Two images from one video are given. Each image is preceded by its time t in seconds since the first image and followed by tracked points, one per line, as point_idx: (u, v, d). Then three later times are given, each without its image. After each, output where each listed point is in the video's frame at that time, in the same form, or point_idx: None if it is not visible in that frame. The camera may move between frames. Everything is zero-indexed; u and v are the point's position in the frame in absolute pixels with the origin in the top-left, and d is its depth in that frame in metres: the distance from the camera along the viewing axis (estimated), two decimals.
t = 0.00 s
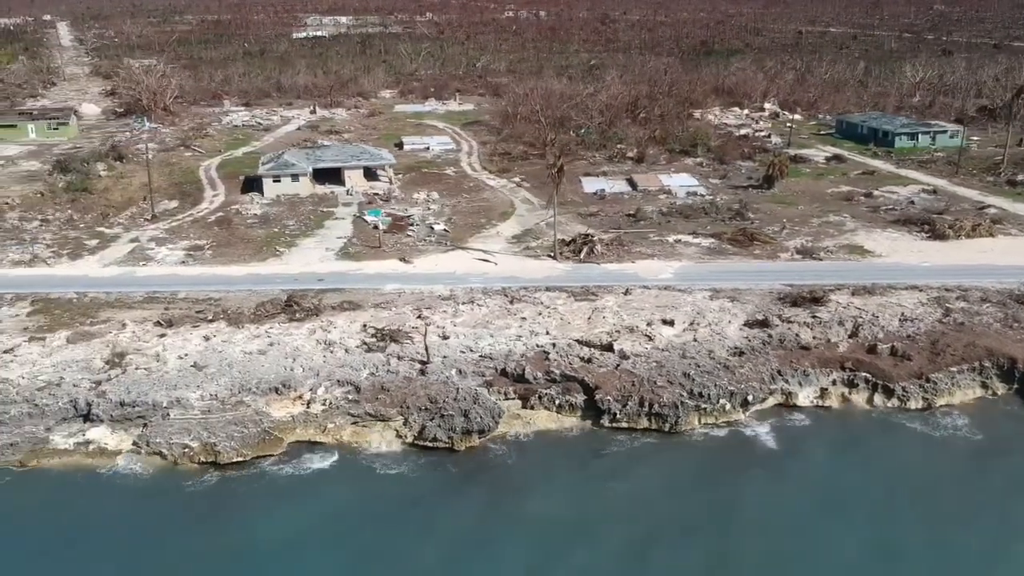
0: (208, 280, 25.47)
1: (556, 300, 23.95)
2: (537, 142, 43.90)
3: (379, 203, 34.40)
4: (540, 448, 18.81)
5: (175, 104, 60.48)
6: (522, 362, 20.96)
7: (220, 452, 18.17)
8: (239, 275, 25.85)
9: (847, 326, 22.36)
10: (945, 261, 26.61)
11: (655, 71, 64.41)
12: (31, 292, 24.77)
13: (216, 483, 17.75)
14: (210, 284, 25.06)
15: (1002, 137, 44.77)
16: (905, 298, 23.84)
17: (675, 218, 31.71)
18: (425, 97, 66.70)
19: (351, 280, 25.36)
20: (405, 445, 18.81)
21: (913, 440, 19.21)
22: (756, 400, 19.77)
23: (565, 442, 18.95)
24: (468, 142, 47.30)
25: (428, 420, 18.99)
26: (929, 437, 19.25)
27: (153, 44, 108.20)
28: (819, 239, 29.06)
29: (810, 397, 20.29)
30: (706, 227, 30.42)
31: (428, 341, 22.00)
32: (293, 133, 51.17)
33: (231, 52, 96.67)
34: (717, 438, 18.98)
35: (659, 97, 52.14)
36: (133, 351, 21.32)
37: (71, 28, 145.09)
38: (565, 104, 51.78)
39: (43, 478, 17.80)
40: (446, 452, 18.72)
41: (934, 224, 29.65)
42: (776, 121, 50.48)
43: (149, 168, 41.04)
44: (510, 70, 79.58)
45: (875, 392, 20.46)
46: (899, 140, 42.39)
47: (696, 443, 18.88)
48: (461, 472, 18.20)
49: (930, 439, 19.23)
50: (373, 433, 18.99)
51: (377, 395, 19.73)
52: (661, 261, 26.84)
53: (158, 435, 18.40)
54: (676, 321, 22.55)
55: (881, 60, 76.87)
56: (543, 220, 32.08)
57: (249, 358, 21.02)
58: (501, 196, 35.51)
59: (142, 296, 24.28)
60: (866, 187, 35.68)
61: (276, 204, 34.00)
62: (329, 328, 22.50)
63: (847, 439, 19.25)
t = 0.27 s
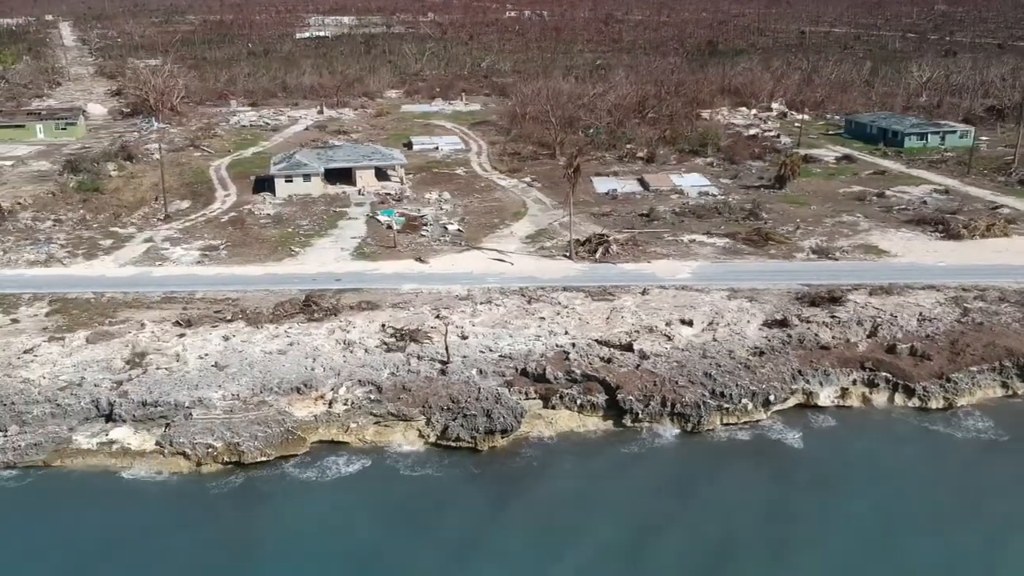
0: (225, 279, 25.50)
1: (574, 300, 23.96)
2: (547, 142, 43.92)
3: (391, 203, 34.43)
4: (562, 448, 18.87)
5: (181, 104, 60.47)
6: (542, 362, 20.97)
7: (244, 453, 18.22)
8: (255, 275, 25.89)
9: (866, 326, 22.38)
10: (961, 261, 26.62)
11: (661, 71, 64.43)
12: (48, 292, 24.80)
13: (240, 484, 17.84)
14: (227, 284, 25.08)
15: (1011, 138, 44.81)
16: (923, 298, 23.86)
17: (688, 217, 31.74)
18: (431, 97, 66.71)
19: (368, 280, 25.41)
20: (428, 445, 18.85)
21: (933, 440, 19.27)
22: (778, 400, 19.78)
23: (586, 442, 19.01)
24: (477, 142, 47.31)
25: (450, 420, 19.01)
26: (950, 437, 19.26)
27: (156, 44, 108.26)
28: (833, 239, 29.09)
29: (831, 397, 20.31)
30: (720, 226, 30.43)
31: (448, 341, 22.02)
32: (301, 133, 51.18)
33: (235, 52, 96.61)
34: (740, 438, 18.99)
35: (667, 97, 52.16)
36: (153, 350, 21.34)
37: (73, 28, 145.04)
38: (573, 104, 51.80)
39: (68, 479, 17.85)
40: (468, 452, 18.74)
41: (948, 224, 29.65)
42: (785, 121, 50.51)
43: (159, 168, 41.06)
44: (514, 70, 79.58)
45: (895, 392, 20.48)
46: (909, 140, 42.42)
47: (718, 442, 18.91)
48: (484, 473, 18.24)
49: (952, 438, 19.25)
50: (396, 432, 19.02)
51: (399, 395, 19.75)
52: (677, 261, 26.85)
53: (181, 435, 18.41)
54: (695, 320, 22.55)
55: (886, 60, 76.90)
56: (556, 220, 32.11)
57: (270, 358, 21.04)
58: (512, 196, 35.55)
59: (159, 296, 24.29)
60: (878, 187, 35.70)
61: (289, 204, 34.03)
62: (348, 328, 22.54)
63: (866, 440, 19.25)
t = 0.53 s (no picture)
0: (242, 279, 25.54)
1: (592, 300, 23.96)
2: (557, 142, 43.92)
3: (404, 203, 34.44)
4: (584, 448, 18.95)
5: (188, 104, 60.48)
6: (563, 362, 20.97)
7: (269, 452, 18.28)
8: (272, 275, 25.93)
9: (885, 326, 22.38)
10: (977, 261, 26.64)
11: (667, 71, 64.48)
12: (66, 292, 24.79)
13: (267, 484, 17.94)
14: (245, 283, 25.11)
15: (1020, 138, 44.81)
16: (941, 297, 23.87)
17: (702, 217, 31.75)
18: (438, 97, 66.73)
19: (385, 280, 25.45)
20: (451, 445, 18.89)
21: (953, 441, 19.25)
22: (800, 400, 19.79)
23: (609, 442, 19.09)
24: (486, 142, 47.32)
25: (473, 420, 19.01)
26: (972, 437, 19.23)
27: (160, 43, 108.29)
28: (848, 239, 29.10)
29: (852, 397, 20.31)
30: (734, 227, 30.46)
31: (467, 341, 22.03)
32: (309, 133, 51.19)
33: (239, 52, 96.61)
34: (763, 438, 19.00)
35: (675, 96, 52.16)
36: (174, 350, 21.33)
37: (75, 28, 145.06)
38: (581, 104, 51.81)
39: (94, 480, 17.90)
40: (492, 452, 18.75)
41: (963, 224, 29.66)
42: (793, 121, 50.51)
43: (170, 168, 41.06)
44: (520, 70, 79.59)
45: (916, 392, 20.47)
46: (919, 140, 42.42)
47: (742, 443, 18.94)
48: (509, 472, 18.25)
49: (974, 438, 19.22)
50: (419, 432, 19.06)
51: (421, 395, 19.77)
52: (693, 261, 26.85)
53: (205, 434, 18.38)
54: (715, 320, 22.56)
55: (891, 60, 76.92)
56: (570, 220, 32.12)
57: (291, 358, 21.07)
58: (524, 196, 35.57)
59: (178, 296, 24.28)
60: (890, 187, 35.70)
61: (301, 204, 34.04)
62: (368, 328, 22.56)
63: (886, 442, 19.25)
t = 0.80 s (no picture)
0: (260, 280, 25.59)
1: (611, 300, 23.96)
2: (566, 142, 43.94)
3: (416, 203, 34.45)
4: (608, 445, 18.77)
5: (196, 104, 60.52)
6: (584, 362, 20.97)
7: (293, 452, 18.26)
8: (289, 276, 25.96)
9: (905, 325, 22.39)
10: (993, 261, 26.65)
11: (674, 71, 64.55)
12: (84, 292, 24.80)
13: (291, 482, 17.78)
14: (263, 284, 25.19)
15: None
16: (959, 297, 23.88)
17: (715, 217, 31.74)
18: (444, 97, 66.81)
19: (402, 280, 25.47)
20: (474, 445, 18.84)
21: (977, 438, 19.12)
22: (822, 400, 19.78)
23: (631, 441, 18.85)
24: (495, 142, 47.35)
25: (496, 420, 19.01)
26: (996, 436, 19.13)
27: (164, 44, 108.47)
28: (863, 239, 29.12)
29: (874, 397, 20.30)
30: (748, 226, 30.46)
31: (487, 341, 22.04)
32: (318, 134, 51.22)
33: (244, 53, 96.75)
34: (787, 437, 18.93)
35: (683, 96, 52.18)
36: (194, 350, 21.32)
37: (79, 28, 145.29)
38: (589, 104, 51.84)
39: (117, 480, 17.85)
40: (515, 451, 18.73)
41: (977, 224, 29.68)
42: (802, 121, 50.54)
43: (180, 168, 41.06)
44: (525, 70, 79.75)
45: (938, 391, 20.46)
46: (929, 140, 42.45)
47: (766, 442, 18.89)
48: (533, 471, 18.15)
49: (998, 437, 19.18)
50: (442, 432, 19.05)
51: (444, 395, 19.80)
52: (709, 261, 26.86)
53: (229, 434, 18.42)
54: (734, 320, 22.57)
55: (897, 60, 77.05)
56: (584, 220, 32.14)
57: (311, 359, 21.09)
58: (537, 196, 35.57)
59: (196, 296, 24.31)
60: (902, 187, 35.73)
61: (314, 205, 34.07)
62: (387, 328, 22.59)
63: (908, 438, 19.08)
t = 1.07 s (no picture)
0: (277, 280, 25.60)
1: (629, 299, 23.97)
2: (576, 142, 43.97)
3: (429, 203, 34.51)
4: (632, 446, 18.86)
5: (203, 104, 60.55)
6: (605, 362, 20.98)
7: (317, 452, 18.33)
8: (306, 276, 26.00)
9: (924, 325, 22.40)
10: (1009, 261, 26.67)
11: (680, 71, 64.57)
12: (102, 291, 24.81)
13: (316, 482, 17.89)
14: (280, 284, 25.23)
15: None
16: (977, 297, 23.90)
17: (729, 217, 31.76)
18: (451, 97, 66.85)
19: (419, 280, 25.50)
20: (497, 445, 18.91)
21: (999, 440, 19.16)
22: (844, 400, 19.81)
23: (653, 442, 18.97)
24: (504, 142, 47.37)
25: (519, 420, 19.04)
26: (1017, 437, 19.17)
27: (168, 44, 108.57)
28: (878, 239, 29.14)
29: (895, 397, 20.32)
30: (762, 226, 30.49)
31: (507, 341, 22.05)
32: (326, 134, 51.25)
33: (249, 52, 96.83)
34: (811, 437, 18.98)
35: (691, 96, 52.19)
36: (215, 349, 21.34)
37: (82, 28, 145.52)
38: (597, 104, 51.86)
39: (142, 480, 17.91)
40: (539, 451, 18.78)
41: (992, 223, 29.70)
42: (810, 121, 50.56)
43: (191, 168, 41.10)
44: (531, 70, 79.88)
45: (959, 391, 20.48)
46: (938, 140, 42.47)
47: (789, 442, 18.91)
48: (556, 472, 18.20)
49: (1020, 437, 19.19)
50: (465, 431, 19.10)
51: (466, 394, 19.82)
52: (726, 260, 26.85)
53: (253, 434, 18.46)
54: (753, 320, 22.59)
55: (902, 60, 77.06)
56: (597, 220, 32.18)
57: (332, 358, 21.11)
58: (549, 195, 35.61)
59: (214, 296, 24.32)
60: (914, 187, 35.75)
61: (326, 205, 34.11)
62: (406, 328, 22.61)
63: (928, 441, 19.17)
